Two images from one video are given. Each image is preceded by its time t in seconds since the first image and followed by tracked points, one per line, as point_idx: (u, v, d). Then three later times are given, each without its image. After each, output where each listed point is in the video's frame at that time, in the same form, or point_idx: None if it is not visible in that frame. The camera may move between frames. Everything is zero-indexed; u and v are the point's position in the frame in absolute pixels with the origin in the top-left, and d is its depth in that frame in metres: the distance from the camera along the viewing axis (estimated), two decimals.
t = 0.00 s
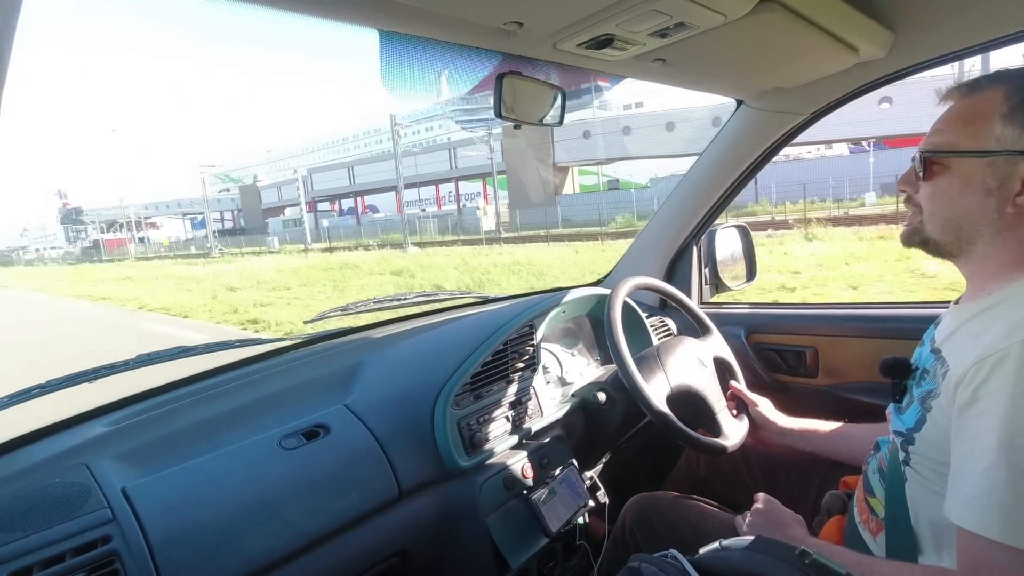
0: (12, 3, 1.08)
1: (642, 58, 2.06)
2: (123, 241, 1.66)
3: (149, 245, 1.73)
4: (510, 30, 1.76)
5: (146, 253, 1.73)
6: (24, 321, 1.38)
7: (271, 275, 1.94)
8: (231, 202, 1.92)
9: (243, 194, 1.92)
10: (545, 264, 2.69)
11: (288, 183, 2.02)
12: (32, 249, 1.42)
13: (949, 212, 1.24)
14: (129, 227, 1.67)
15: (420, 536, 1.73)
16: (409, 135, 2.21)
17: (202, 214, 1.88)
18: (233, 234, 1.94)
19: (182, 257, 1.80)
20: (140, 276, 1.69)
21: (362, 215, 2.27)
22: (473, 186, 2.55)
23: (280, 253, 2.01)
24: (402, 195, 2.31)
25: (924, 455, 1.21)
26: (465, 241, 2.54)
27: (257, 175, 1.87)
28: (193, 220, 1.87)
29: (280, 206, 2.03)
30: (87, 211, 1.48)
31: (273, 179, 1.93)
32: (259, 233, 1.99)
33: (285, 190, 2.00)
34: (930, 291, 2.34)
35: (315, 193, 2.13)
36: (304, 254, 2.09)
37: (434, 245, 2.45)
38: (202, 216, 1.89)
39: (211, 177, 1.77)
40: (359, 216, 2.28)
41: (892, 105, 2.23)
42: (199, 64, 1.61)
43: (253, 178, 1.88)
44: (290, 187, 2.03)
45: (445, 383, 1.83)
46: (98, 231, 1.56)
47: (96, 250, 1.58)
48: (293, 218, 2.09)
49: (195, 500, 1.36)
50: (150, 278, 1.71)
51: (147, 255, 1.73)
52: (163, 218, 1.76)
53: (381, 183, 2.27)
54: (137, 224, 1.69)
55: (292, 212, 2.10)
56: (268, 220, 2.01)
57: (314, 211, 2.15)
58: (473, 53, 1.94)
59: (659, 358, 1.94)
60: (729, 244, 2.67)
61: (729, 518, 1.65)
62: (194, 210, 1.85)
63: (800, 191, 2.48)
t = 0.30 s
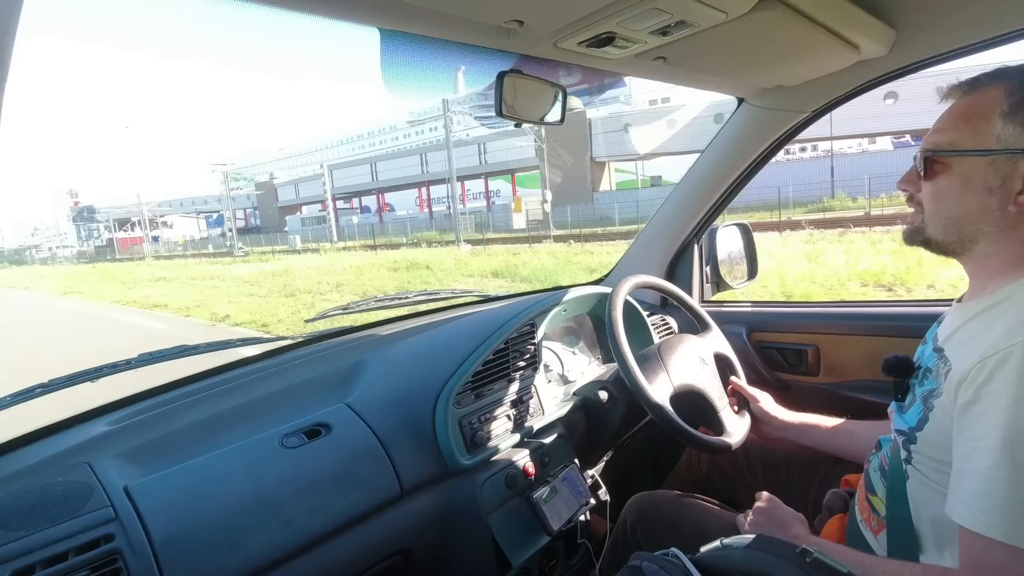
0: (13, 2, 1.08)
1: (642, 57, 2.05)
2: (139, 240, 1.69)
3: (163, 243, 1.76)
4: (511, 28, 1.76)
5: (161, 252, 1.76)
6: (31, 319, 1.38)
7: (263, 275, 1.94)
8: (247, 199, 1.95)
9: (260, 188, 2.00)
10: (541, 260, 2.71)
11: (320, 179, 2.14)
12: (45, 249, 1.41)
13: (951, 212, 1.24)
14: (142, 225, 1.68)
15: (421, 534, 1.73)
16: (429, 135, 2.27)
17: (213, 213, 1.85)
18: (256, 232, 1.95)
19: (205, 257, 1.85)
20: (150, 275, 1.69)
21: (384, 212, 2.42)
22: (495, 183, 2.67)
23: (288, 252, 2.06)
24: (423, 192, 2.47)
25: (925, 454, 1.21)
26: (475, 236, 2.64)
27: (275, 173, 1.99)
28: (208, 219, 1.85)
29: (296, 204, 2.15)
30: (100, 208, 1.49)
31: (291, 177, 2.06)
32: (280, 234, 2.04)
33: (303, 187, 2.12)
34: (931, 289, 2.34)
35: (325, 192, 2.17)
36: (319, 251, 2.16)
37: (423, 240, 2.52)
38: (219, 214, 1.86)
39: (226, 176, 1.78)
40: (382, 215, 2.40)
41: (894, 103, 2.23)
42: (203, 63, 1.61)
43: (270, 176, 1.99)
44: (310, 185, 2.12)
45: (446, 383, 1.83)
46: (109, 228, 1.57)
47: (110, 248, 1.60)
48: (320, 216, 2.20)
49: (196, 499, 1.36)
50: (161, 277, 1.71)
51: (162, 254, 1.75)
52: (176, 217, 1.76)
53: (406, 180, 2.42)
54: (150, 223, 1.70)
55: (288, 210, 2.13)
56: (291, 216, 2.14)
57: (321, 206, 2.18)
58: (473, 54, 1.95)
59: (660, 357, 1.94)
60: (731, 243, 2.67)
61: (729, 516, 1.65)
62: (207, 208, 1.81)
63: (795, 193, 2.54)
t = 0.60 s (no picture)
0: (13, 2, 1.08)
1: (642, 57, 2.05)
2: (154, 239, 1.66)
3: (180, 242, 1.73)
4: (511, 28, 1.76)
5: (175, 252, 1.72)
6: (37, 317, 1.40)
7: (264, 275, 1.91)
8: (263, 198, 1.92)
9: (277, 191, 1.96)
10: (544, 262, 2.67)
11: (343, 176, 2.13)
12: (59, 248, 1.46)
13: (937, 213, 1.25)
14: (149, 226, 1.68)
15: (421, 535, 1.73)
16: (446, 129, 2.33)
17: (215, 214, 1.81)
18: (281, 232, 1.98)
19: (226, 256, 1.84)
20: (158, 277, 1.68)
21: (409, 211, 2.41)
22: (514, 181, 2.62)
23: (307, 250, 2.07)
24: (451, 188, 2.51)
25: (925, 455, 1.21)
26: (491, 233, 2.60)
27: (292, 171, 1.93)
28: (225, 217, 1.86)
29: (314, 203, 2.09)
30: (112, 207, 1.49)
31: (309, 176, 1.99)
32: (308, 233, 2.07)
33: (324, 184, 2.07)
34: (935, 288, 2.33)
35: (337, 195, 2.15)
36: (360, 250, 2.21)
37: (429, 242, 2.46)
38: (235, 212, 1.88)
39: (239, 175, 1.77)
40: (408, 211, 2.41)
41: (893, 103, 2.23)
42: (206, 63, 1.61)
43: (287, 172, 1.93)
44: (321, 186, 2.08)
45: (446, 383, 1.83)
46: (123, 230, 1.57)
47: (124, 248, 1.60)
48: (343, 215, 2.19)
49: (197, 499, 1.36)
50: (168, 275, 1.70)
51: (175, 254, 1.72)
52: (191, 216, 1.74)
53: (434, 176, 2.42)
54: (165, 222, 1.68)
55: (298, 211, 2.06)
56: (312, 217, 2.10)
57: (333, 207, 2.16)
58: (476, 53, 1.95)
59: (660, 357, 1.94)
60: (732, 243, 2.67)
61: (729, 516, 1.65)
62: (226, 206, 1.84)
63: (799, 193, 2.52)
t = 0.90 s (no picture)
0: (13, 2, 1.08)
1: (642, 57, 2.05)
2: (168, 237, 1.72)
3: (193, 240, 1.79)
4: (511, 29, 1.76)
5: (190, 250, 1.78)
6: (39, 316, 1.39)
7: (259, 278, 1.92)
8: (276, 195, 2.02)
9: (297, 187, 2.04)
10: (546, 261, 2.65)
11: (362, 173, 2.19)
12: (71, 247, 1.48)
13: (927, 214, 1.27)
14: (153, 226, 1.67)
15: (421, 535, 1.73)
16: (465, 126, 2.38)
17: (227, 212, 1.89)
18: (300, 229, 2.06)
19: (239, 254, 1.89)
20: (159, 274, 1.70)
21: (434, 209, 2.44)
22: (537, 179, 2.68)
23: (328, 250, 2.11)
24: (477, 185, 2.58)
25: (925, 455, 1.21)
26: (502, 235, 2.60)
27: (309, 168, 1.99)
28: (240, 216, 1.94)
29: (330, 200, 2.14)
30: (124, 205, 1.54)
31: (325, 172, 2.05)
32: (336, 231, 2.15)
33: (342, 182, 2.13)
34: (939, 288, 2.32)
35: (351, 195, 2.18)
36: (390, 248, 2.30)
37: (446, 243, 2.46)
38: (251, 210, 1.98)
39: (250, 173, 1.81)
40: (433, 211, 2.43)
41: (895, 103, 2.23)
42: (208, 61, 1.62)
43: (304, 170, 1.99)
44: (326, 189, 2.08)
45: (446, 383, 1.83)
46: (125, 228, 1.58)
47: (138, 248, 1.64)
48: (362, 212, 2.21)
49: (197, 499, 1.36)
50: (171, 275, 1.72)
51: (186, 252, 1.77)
52: (203, 215, 1.81)
53: (455, 173, 2.50)
54: (178, 221, 1.75)
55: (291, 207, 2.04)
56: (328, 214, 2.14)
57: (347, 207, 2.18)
58: (476, 53, 1.95)
59: (660, 358, 1.94)
60: (731, 244, 2.67)
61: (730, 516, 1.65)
62: (241, 205, 1.94)
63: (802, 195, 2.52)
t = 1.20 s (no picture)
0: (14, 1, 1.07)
1: (642, 58, 2.06)
2: (185, 236, 1.71)
3: (212, 240, 1.77)
4: (511, 29, 1.76)
5: (207, 249, 1.77)
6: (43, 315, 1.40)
7: (268, 279, 1.88)
8: (298, 193, 1.95)
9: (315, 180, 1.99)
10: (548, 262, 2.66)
11: (388, 170, 2.24)
12: (83, 245, 1.49)
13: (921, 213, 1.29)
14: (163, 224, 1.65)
15: (421, 535, 1.73)
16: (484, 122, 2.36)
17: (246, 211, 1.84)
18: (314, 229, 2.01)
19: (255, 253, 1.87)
20: (174, 274, 1.68)
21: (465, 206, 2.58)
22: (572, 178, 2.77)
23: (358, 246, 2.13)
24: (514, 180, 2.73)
25: (925, 455, 1.21)
26: (529, 232, 2.69)
27: (329, 164, 1.99)
28: (257, 214, 1.88)
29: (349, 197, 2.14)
30: (138, 204, 1.55)
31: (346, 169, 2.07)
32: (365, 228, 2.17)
33: (364, 177, 2.18)
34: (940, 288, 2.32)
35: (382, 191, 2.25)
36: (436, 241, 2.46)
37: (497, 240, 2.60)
38: (270, 208, 1.91)
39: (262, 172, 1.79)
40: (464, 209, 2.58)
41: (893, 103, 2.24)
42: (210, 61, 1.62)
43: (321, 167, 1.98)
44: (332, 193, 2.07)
45: (446, 383, 1.83)
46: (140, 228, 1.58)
47: (151, 246, 1.63)
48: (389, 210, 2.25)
49: (198, 499, 1.36)
50: (186, 275, 1.70)
51: (202, 251, 1.76)
52: (218, 213, 1.77)
53: (492, 165, 2.68)
54: (193, 219, 1.73)
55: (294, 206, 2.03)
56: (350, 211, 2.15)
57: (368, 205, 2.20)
58: (476, 53, 1.94)
59: (660, 358, 1.94)
60: (731, 244, 2.67)
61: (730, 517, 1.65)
62: (260, 203, 1.88)
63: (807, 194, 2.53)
